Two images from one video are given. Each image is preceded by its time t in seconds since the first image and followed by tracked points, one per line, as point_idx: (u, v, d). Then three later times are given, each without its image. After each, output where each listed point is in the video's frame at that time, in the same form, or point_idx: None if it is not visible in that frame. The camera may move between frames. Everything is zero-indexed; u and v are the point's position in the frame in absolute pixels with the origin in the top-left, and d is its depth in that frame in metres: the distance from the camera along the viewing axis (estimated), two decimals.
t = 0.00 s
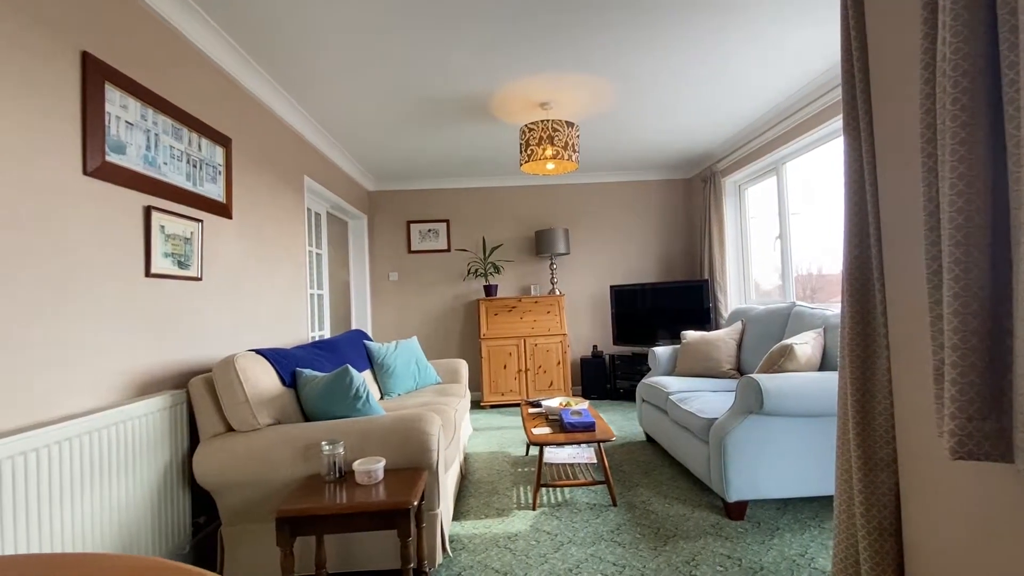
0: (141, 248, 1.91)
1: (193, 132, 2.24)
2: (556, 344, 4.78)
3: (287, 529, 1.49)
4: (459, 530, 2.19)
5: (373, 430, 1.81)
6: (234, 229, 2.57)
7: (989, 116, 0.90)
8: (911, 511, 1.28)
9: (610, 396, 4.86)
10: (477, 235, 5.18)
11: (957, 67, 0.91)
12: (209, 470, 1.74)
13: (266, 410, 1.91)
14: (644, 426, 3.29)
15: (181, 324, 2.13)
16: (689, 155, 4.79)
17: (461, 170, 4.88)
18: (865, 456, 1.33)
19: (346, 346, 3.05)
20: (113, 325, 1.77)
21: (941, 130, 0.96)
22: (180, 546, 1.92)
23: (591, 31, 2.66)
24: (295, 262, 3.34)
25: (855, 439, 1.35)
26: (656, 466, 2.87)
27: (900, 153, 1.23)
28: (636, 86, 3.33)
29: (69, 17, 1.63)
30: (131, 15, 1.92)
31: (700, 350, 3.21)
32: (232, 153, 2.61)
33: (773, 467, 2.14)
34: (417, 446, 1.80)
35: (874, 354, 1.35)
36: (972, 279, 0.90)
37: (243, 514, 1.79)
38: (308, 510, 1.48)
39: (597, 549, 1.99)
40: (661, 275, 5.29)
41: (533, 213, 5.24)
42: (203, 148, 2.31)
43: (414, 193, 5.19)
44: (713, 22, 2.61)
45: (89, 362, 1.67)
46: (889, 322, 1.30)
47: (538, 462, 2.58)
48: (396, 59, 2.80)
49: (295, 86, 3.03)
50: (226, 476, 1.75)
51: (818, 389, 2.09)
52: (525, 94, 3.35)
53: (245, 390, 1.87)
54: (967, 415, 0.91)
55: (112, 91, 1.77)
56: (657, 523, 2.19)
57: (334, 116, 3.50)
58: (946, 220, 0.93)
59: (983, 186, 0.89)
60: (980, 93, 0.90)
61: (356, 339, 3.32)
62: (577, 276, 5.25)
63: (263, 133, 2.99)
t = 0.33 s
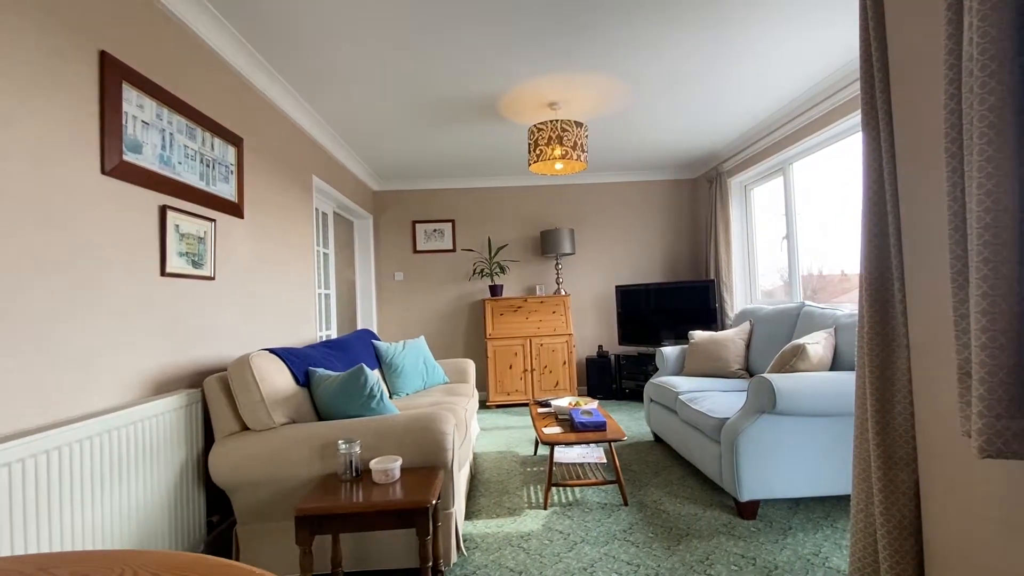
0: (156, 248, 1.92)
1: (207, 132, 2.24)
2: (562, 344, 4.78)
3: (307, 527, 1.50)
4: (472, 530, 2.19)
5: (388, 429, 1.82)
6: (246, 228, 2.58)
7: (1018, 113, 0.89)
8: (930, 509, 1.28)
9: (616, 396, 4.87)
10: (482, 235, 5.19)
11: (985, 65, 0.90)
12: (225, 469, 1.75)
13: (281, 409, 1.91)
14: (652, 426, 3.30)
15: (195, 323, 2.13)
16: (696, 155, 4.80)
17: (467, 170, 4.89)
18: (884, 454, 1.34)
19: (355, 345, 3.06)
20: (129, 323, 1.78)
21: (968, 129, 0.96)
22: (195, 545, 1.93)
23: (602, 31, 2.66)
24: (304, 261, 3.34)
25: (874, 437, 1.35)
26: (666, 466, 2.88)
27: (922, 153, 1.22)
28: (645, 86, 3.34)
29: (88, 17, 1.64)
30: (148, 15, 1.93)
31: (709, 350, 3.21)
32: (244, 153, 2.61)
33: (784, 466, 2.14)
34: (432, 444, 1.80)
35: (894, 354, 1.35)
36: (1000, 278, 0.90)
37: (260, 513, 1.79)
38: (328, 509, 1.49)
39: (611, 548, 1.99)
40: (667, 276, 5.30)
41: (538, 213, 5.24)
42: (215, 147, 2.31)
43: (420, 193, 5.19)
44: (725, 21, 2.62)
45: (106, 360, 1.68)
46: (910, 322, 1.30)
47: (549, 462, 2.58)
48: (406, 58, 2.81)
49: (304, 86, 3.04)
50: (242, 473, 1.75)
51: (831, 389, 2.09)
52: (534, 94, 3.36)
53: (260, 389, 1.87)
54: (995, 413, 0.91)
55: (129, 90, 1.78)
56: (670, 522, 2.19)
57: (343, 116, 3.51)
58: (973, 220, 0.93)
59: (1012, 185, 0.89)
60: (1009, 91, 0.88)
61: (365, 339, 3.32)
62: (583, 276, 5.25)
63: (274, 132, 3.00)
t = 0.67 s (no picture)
0: (171, 247, 1.92)
1: (219, 131, 2.25)
2: (567, 344, 4.79)
3: (325, 525, 1.50)
4: (484, 529, 2.20)
5: (403, 428, 1.82)
6: (256, 227, 2.58)
7: None
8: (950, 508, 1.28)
9: (621, 396, 4.87)
10: (487, 234, 5.19)
11: (1012, 65, 0.89)
12: (240, 467, 1.75)
13: (296, 407, 1.91)
14: (660, 426, 3.30)
15: (207, 322, 2.14)
16: (702, 155, 4.80)
17: (472, 170, 4.89)
18: (903, 453, 1.33)
19: (364, 344, 3.06)
20: (145, 322, 1.79)
21: (993, 129, 0.95)
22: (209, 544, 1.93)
23: (613, 32, 2.67)
24: (312, 260, 3.34)
25: (893, 437, 1.35)
26: (675, 465, 2.88)
27: (943, 153, 1.22)
28: (654, 86, 3.34)
29: (106, 16, 1.65)
30: (164, 15, 1.94)
31: (716, 350, 3.22)
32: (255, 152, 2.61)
33: (796, 465, 2.15)
34: (447, 443, 1.81)
35: (912, 354, 1.35)
36: None
37: (275, 511, 1.80)
38: (346, 508, 1.49)
39: (624, 547, 2.00)
40: (672, 275, 5.30)
41: (543, 213, 5.24)
42: (228, 147, 2.31)
43: (425, 192, 5.20)
44: (736, 22, 2.62)
45: (123, 358, 1.69)
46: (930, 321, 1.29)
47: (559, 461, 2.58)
48: (416, 58, 2.81)
49: (314, 86, 3.04)
50: (258, 472, 1.75)
51: (843, 389, 2.10)
52: (543, 94, 3.36)
53: (275, 387, 1.87)
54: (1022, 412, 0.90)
55: (145, 90, 1.79)
56: (681, 522, 2.19)
57: (351, 116, 3.52)
58: (999, 219, 0.93)
59: None
60: None
61: (373, 338, 3.32)
62: (588, 276, 5.26)
63: (283, 132, 3.01)
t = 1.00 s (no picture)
0: (188, 246, 1.93)
1: (234, 130, 2.25)
2: (573, 343, 4.79)
3: (346, 523, 1.51)
4: (498, 527, 2.20)
5: (420, 427, 1.82)
6: (269, 227, 2.59)
7: None
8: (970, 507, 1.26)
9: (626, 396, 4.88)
10: (494, 234, 5.20)
11: None
12: (257, 466, 1.75)
13: (312, 406, 1.92)
14: (669, 425, 3.30)
15: (222, 321, 2.14)
16: (708, 155, 4.81)
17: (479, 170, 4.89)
18: (924, 452, 1.32)
19: (374, 344, 3.07)
20: (163, 321, 1.79)
21: None
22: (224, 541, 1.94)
23: (625, 32, 2.68)
24: (321, 260, 3.35)
25: (914, 435, 1.33)
26: (685, 465, 2.88)
27: (968, 150, 1.21)
28: (662, 87, 3.35)
29: (127, 16, 1.65)
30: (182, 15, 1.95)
31: (726, 350, 3.22)
32: (267, 152, 2.62)
33: (810, 465, 2.15)
34: (464, 443, 1.81)
35: (934, 352, 1.33)
36: None
37: (291, 509, 1.80)
38: (366, 506, 1.50)
39: (638, 546, 2.00)
40: (677, 275, 5.31)
41: (549, 213, 5.25)
42: (241, 146, 2.32)
43: (431, 192, 5.20)
44: (748, 22, 2.62)
45: (142, 357, 1.69)
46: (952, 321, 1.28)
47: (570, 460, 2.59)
48: (428, 58, 2.82)
49: (325, 86, 3.05)
50: (275, 470, 1.75)
51: (857, 389, 2.10)
52: (553, 95, 3.37)
53: (291, 386, 1.88)
54: None
55: (164, 89, 1.80)
56: (694, 521, 2.20)
57: (361, 115, 3.51)
58: None
59: None
60: None
61: (382, 338, 3.33)
62: (593, 276, 5.26)
63: (294, 131, 3.01)
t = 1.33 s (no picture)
0: (204, 245, 1.94)
1: (247, 130, 2.26)
2: (579, 343, 4.79)
3: (366, 521, 1.51)
4: (511, 526, 2.21)
5: (436, 426, 1.83)
6: (280, 226, 2.59)
7: None
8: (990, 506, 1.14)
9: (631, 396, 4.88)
10: (499, 234, 5.20)
11: None
12: (274, 465, 1.76)
13: (327, 405, 1.92)
14: (677, 425, 3.31)
15: (236, 319, 2.15)
16: (714, 155, 4.81)
17: (485, 169, 4.90)
18: (942, 447, 1.21)
19: (384, 343, 3.07)
20: (180, 319, 1.80)
21: None
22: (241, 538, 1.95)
23: (636, 31, 2.68)
24: (330, 259, 3.36)
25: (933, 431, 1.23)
26: (694, 464, 2.88)
27: (978, 133, 1.12)
28: (670, 86, 3.35)
29: (145, 15, 1.66)
30: (198, 13, 1.95)
31: (734, 349, 3.22)
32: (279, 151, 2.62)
33: (822, 464, 2.15)
34: (480, 442, 1.82)
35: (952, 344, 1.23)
36: None
37: (308, 507, 1.80)
38: (386, 504, 1.50)
39: (652, 545, 2.00)
40: (683, 275, 5.31)
41: (555, 213, 5.25)
42: (254, 145, 2.32)
43: (437, 191, 5.20)
44: (758, 21, 2.62)
45: (159, 355, 1.70)
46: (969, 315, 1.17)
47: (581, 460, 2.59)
48: (437, 58, 2.82)
49: (334, 85, 3.05)
50: (291, 469, 1.76)
51: (870, 389, 2.10)
52: (562, 94, 3.37)
53: (307, 385, 1.88)
54: None
55: (182, 88, 1.80)
56: (707, 520, 2.20)
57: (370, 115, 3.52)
58: None
59: None
60: None
61: (392, 337, 3.33)
62: (599, 275, 5.27)
63: (304, 130, 3.01)
